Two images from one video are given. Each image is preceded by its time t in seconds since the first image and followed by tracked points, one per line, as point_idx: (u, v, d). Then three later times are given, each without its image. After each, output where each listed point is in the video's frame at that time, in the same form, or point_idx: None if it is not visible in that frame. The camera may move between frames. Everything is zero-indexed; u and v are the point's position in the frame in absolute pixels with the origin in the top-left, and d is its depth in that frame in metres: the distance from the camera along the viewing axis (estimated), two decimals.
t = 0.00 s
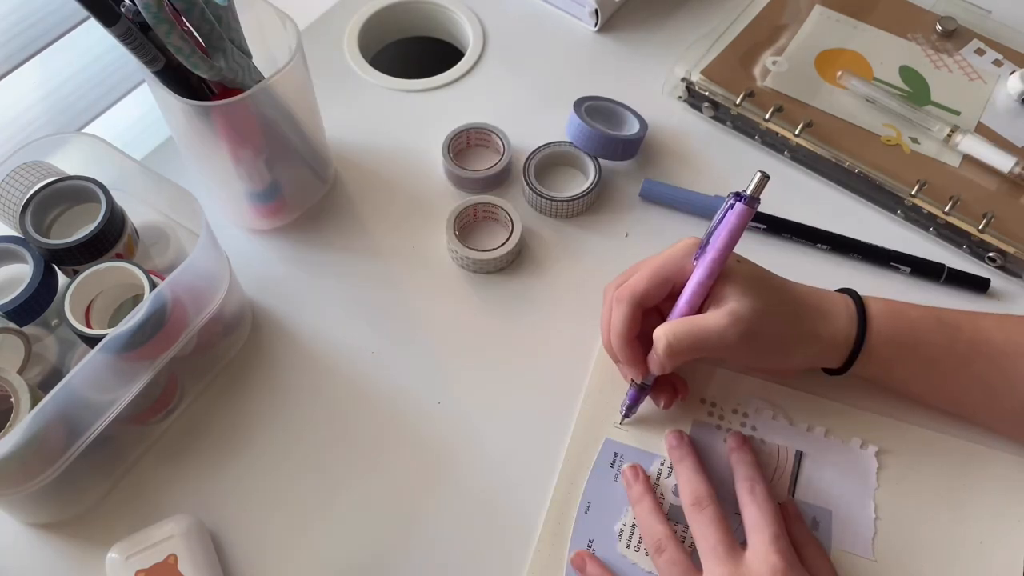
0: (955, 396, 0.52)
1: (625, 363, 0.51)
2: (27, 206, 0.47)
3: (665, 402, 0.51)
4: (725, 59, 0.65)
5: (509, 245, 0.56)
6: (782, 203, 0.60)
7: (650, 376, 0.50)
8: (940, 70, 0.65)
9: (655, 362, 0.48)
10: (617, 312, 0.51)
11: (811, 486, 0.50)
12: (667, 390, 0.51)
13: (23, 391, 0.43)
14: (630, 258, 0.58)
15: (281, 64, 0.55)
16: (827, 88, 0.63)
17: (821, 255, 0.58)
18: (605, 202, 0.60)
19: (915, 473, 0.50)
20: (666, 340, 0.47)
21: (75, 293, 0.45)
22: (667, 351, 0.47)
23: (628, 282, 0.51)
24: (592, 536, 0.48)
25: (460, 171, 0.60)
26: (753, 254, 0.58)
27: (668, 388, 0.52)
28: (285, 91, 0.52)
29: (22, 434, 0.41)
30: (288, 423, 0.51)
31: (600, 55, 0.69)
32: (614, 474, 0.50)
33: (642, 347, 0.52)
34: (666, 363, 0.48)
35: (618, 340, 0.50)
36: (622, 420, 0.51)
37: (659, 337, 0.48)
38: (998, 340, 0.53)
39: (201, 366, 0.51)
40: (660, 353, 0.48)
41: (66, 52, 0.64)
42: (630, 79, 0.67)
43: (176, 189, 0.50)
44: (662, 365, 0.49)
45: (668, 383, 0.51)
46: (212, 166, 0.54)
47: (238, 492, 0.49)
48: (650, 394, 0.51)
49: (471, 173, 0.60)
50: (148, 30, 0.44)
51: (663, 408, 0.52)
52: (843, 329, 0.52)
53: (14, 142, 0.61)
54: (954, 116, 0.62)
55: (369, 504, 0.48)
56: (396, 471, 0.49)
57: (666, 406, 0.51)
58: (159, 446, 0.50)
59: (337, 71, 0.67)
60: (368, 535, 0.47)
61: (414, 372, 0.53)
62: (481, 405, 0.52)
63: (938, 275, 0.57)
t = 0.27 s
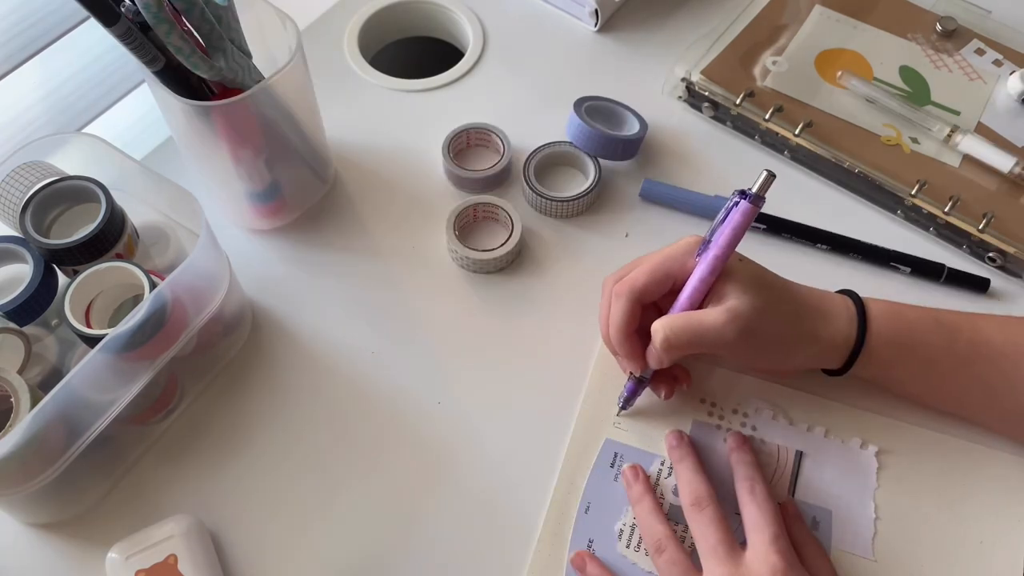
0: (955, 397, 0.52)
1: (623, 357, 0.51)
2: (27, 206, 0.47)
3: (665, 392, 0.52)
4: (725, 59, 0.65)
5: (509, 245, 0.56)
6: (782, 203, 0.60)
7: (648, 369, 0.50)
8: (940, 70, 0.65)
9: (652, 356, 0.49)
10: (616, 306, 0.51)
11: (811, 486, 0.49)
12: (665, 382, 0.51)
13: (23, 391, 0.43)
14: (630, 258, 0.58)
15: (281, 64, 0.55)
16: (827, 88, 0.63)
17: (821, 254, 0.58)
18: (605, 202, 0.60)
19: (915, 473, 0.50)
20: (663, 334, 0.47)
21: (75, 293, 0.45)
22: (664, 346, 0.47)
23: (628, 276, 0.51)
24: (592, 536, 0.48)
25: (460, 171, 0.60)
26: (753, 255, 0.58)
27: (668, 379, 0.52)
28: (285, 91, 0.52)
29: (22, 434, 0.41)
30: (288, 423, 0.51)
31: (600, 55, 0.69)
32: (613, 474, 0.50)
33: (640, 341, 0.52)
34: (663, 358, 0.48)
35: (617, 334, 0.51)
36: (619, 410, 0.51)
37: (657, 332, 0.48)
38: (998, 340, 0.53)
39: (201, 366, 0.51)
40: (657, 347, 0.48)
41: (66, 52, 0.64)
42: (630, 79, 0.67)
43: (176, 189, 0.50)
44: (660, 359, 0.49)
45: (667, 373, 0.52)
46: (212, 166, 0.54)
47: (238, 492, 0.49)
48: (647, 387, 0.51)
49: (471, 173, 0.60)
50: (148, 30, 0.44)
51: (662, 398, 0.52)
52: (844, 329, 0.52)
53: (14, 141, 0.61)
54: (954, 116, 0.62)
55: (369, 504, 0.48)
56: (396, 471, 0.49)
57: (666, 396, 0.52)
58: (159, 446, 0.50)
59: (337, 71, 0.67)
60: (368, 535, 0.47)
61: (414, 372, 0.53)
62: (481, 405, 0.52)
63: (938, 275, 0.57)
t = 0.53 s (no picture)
0: (955, 397, 0.52)
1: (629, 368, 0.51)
2: (27, 206, 0.47)
3: (672, 407, 0.51)
4: (725, 59, 0.65)
5: (509, 245, 0.56)
6: (782, 203, 0.60)
7: (656, 381, 0.50)
8: (940, 70, 0.65)
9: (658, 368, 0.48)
10: (620, 318, 0.51)
11: (811, 486, 0.50)
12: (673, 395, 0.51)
13: (23, 391, 0.43)
14: (630, 258, 0.58)
15: (281, 64, 0.55)
16: (827, 88, 0.63)
17: (821, 254, 0.58)
18: (605, 202, 0.60)
19: (915, 473, 0.50)
20: (669, 346, 0.47)
21: (75, 293, 0.45)
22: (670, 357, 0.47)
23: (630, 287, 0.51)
24: (592, 536, 0.48)
25: (460, 171, 0.60)
26: (753, 254, 0.58)
27: (674, 392, 0.52)
28: (285, 91, 0.52)
29: (22, 434, 0.41)
30: (288, 423, 0.51)
31: (600, 55, 0.69)
32: (614, 474, 0.50)
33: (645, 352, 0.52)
34: (670, 368, 0.48)
35: (622, 346, 0.51)
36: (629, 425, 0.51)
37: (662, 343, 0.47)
38: (998, 340, 0.53)
39: (201, 365, 0.51)
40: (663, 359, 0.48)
41: (66, 52, 0.64)
42: (630, 79, 0.67)
43: (176, 189, 0.50)
44: (667, 371, 0.49)
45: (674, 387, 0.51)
46: (212, 166, 0.54)
47: (238, 492, 0.49)
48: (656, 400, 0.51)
49: (471, 173, 0.60)
50: (148, 30, 0.44)
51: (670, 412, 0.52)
52: (844, 329, 0.52)
53: (14, 141, 0.61)
54: (954, 116, 0.62)
55: (369, 504, 0.48)
56: (396, 471, 0.49)
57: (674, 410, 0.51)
58: (159, 446, 0.50)
59: (337, 71, 0.67)
60: (368, 535, 0.47)
61: (414, 372, 0.53)
62: (481, 405, 0.52)
63: (939, 275, 0.57)
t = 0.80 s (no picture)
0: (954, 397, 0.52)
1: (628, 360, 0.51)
2: (27, 206, 0.47)
3: (676, 394, 0.52)
4: (725, 60, 0.65)
5: (509, 245, 0.56)
6: (782, 203, 0.60)
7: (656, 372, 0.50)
8: (940, 70, 0.65)
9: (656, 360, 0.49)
10: (619, 310, 0.51)
11: (811, 486, 0.49)
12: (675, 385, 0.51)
13: (23, 391, 0.43)
14: (630, 258, 0.58)
15: (281, 64, 0.55)
16: (827, 88, 0.63)
17: (821, 255, 0.58)
18: (605, 202, 0.60)
19: (915, 473, 0.50)
20: (666, 338, 0.47)
21: (75, 293, 0.45)
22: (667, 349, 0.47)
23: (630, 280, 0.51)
24: (592, 536, 0.48)
25: (460, 171, 0.60)
26: (753, 255, 0.58)
27: (675, 381, 0.52)
28: (285, 91, 0.52)
29: (22, 434, 0.41)
30: (288, 423, 0.51)
31: (600, 55, 0.69)
32: (614, 474, 0.50)
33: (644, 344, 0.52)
34: (667, 361, 0.48)
35: (621, 338, 0.51)
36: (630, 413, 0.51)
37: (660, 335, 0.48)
38: (998, 340, 0.53)
39: (201, 365, 0.51)
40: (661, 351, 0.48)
41: (66, 52, 0.64)
42: (630, 79, 0.67)
43: (176, 189, 0.50)
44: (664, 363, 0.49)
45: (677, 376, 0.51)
46: (212, 166, 0.54)
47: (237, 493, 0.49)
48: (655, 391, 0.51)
49: (471, 173, 0.60)
50: (148, 30, 0.44)
51: (674, 400, 0.52)
52: (844, 330, 0.52)
53: (14, 141, 0.61)
54: (954, 116, 0.62)
55: (369, 503, 0.48)
56: (396, 471, 0.49)
57: (677, 397, 0.52)
58: (159, 446, 0.50)
59: (337, 71, 0.67)
60: (368, 535, 0.47)
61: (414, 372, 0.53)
62: (481, 405, 0.52)
63: (938, 275, 0.57)
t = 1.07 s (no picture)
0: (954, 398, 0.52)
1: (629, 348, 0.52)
2: (27, 206, 0.47)
3: (666, 388, 0.52)
4: (725, 60, 0.65)
5: (509, 245, 0.56)
6: (782, 203, 0.60)
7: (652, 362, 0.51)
8: (940, 70, 0.65)
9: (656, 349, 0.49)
10: (625, 296, 0.52)
11: (811, 486, 0.49)
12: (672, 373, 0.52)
13: (23, 391, 0.43)
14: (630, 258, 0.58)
15: (281, 65, 0.55)
16: (827, 88, 0.63)
17: (821, 255, 0.58)
18: (605, 202, 0.60)
19: (915, 473, 0.50)
20: (670, 326, 0.48)
21: (75, 293, 0.45)
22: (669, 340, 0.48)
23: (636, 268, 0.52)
24: (592, 536, 0.48)
25: (460, 171, 0.60)
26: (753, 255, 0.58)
27: (670, 375, 0.52)
28: (286, 91, 0.52)
29: (22, 434, 0.41)
30: (288, 423, 0.51)
31: (600, 55, 0.69)
32: (613, 474, 0.50)
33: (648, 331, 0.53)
34: (669, 351, 0.49)
35: (625, 325, 0.51)
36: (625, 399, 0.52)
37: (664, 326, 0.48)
38: (998, 340, 0.53)
39: (201, 366, 0.51)
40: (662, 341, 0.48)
41: (66, 52, 0.64)
42: (630, 79, 0.67)
43: (176, 189, 0.50)
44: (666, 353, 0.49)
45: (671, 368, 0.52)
46: (212, 166, 0.54)
47: (237, 493, 0.49)
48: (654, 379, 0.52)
49: (471, 173, 0.60)
50: (148, 30, 0.44)
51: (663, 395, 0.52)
52: (847, 322, 0.53)
53: (14, 141, 0.61)
54: (954, 116, 0.62)
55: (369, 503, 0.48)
56: (396, 471, 0.49)
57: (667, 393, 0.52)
58: (159, 446, 0.50)
59: (337, 71, 0.67)
60: (368, 535, 0.47)
61: (414, 372, 0.53)
62: (481, 405, 0.52)
63: (939, 275, 0.57)
